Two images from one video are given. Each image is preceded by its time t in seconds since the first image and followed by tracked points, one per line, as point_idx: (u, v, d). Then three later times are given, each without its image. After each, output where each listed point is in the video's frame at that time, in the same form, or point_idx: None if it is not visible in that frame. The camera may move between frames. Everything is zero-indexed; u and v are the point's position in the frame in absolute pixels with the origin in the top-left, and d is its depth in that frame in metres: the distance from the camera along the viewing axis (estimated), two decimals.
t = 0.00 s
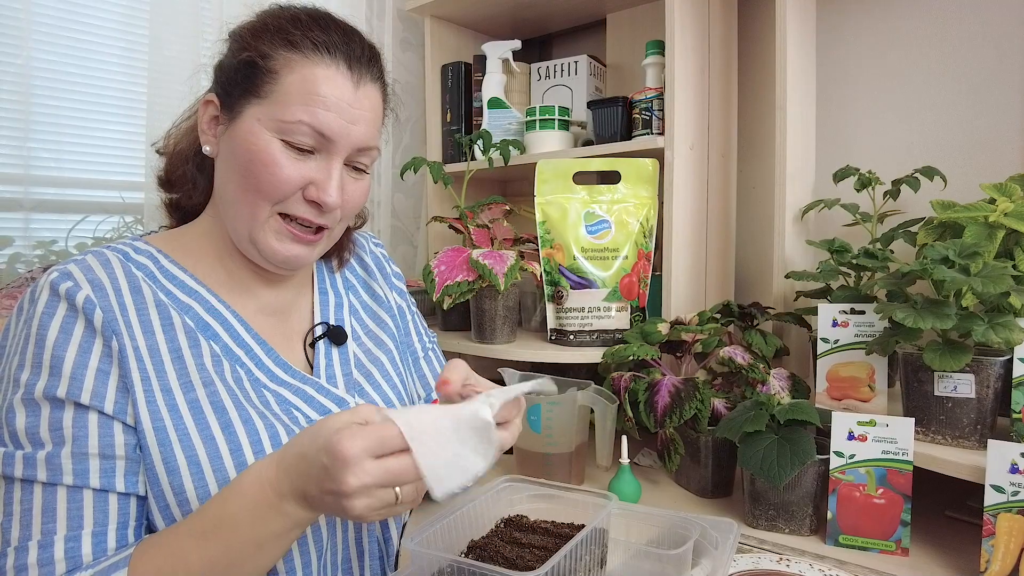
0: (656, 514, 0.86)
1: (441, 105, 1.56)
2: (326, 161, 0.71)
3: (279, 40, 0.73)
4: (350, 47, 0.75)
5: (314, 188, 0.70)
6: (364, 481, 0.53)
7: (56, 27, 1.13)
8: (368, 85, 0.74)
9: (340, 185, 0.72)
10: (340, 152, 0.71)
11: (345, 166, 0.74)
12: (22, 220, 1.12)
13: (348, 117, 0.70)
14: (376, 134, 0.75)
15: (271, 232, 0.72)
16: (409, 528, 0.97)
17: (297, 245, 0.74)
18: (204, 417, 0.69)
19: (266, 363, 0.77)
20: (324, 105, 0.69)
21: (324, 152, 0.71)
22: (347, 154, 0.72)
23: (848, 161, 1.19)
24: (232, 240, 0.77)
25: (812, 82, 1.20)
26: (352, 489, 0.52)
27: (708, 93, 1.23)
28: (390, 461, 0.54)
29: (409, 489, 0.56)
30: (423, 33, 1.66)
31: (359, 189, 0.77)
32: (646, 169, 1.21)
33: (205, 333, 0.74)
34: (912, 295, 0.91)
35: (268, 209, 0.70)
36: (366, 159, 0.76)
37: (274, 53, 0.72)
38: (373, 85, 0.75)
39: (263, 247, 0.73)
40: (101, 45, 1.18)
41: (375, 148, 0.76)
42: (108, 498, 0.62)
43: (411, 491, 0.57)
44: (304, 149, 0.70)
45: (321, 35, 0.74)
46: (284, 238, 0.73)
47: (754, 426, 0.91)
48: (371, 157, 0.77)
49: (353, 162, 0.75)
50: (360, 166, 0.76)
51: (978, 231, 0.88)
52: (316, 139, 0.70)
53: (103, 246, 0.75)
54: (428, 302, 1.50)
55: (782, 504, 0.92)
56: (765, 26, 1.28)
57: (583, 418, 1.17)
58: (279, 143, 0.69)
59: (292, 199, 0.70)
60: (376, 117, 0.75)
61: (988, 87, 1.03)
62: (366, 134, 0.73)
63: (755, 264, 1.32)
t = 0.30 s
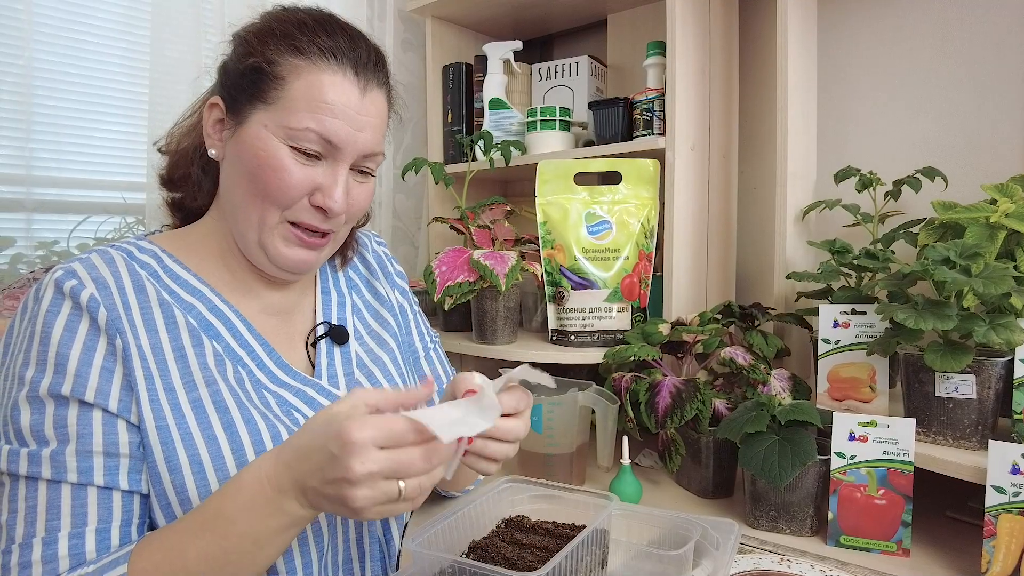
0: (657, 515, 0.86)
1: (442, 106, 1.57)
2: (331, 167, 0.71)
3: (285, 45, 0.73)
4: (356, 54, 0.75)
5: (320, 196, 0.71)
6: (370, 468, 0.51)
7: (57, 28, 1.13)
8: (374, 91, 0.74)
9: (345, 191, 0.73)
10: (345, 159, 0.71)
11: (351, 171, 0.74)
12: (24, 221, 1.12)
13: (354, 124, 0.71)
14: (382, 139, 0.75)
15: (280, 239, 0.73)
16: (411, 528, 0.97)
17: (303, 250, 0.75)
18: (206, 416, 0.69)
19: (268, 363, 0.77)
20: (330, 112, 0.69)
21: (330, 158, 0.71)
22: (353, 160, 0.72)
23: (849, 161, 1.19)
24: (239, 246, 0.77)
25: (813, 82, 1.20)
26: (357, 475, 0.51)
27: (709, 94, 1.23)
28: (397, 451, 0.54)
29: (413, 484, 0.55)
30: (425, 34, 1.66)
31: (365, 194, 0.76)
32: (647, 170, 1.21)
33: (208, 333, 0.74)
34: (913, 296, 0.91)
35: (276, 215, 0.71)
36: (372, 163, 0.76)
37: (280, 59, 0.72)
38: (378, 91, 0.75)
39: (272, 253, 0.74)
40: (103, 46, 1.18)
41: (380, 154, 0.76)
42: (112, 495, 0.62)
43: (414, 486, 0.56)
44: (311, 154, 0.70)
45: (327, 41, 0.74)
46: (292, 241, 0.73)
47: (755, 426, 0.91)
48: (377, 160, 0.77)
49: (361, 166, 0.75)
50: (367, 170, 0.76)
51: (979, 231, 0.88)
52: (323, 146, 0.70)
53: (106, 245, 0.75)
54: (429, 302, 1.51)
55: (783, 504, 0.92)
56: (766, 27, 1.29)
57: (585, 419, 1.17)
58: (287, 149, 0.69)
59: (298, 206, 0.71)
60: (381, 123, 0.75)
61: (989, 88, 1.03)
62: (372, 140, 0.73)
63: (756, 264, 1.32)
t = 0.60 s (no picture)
0: (658, 515, 0.86)
1: (443, 106, 1.57)
2: (338, 159, 0.71)
3: (286, 42, 0.73)
4: (357, 47, 0.75)
5: (327, 189, 0.71)
6: (389, 470, 0.53)
7: (59, 29, 1.13)
8: (375, 82, 0.75)
9: (352, 185, 0.72)
10: (351, 151, 0.71)
11: (357, 165, 0.74)
12: (26, 221, 1.12)
13: (358, 115, 0.71)
14: (386, 130, 0.76)
15: (287, 235, 0.73)
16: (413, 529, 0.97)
17: (309, 248, 0.74)
18: (213, 416, 0.69)
19: (272, 364, 0.77)
20: (335, 116, 0.69)
21: (336, 151, 0.71)
22: (359, 151, 0.72)
23: (850, 162, 1.19)
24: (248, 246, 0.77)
25: (814, 83, 1.20)
26: (377, 478, 0.53)
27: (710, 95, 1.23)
28: (416, 450, 0.55)
29: (432, 482, 0.56)
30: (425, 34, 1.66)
31: (372, 188, 0.77)
32: (648, 171, 1.22)
33: (213, 334, 0.74)
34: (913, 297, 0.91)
35: (283, 211, 0.71)
36: (377, 158, 0.76)
37: (280, 55, 0.72)
38: (379, 82, 0.75)
39: (278, 250, 0.73)
40: (104, 47, 1.18)
41: (385, 145, 0.76)
42: (127, 492, 0.63)
43: (434, 484, 0.57)
44: (316, 148, 0.70)
45: (327, 36, 0.74)
46: (295, 244, 0.73)
47: (755, 427, 0.91)
48: (382, 154, 0.77)
49: (366, 160, 0.75)
50: (372, 165, 0.76)
51: (980, 232, 0.88)
52: (328, 138, 0.70)
53: (111, 245, 0.75)
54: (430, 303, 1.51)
55: (783, 505, 0.92)
56: (766, 28, 1.29)
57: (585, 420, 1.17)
58: (291, 144, 0.69)
59: (306, 202, 0.71)
60: (383, 115, 0.75)
61: (989, 88, 1.03)
62: (377, 132, 0.73)
63: (757, 265, 1.32)
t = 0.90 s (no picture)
0: (658, 516, 0.86)
1: (444, 106, 1.57)
2: (340, 168, 0.71)
3: (297, 44, 0.74)
4: (369, 55, 0.75)
5: (329, 197, 0.70)
6: (392, 464, 0.54)
7: (60, 29, 1.14)
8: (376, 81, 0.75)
9: (353, 194, 0.72)
10: (355, 161, 0.71)
11: (360, 174, 0.74)
12: (27, 221, 1.12)
13: (365, 126, 0.70)
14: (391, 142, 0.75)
15: (290, 243, 0.73)
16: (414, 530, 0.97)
17: (309, 255, 0.75)
18: (214, 418, 0.70)
19: (274, 366, 0.78)
20: (341, 118, 0.69)
21: (340, 159, 0.71)
22: (362, 161, 0.72)
23: (850, 162, 1.19)
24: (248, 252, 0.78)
25: (815, 83, 1.20)
26: (378, 469, 0.53)
27: (711, 95, 1.23)
28: (420, 449, 0.56)
29: (431, 484, 0.57)
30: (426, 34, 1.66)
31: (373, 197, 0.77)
32: (649, 171, 1.22)
33: (215, 335, 0.74)
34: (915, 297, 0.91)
35: (287, 219, 0.71)
36: (381, 168, 0.76)
37: (292, 58, 0.72)
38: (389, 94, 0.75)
39: (280, 256, 0.74)
40: (106, 47, 1.18)
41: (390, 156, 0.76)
42: (130, 494, 0.63)
43: (432, 487, 0.57)
44: (318, 155, 0.70)
45: (340, 43, 0.74)
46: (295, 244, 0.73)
47: (756, 428, 0.91)
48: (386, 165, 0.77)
49: (369, 170, 0.75)
50: (375, 174, 0.76)
51: (980, 232, 0.88)
52: (331, 146, 0.70)
53: (113, 246, 0.75)
54: (432, 303, 1.51)
55: (783, 505, 0.93)
56: (767, 28, 1.29)
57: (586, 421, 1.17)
58: (294, 150, 0.69)
59: (307, 211, 0.71)
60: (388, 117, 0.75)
61: (990, 88, 1.03)
62: (382, 143, 0.73)
63: (758, 265, 1.32)
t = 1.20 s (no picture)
0: (658, 516, 0.86)
1: (444, 106, 1.57)
2: (343, 176, 0.71)
3: (302, 50, 0.73)
4: (372, 62, 0.75)
5: (331, 204, 0.71)
6: (386, 453, 0.54)
7: (61, 29, 1.14)
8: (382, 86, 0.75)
9: (356, 201, 0.72)
10: (358, 168, 0.71)
11: (363, 179, 0.74)
12: (28, 222, 1.12)
13: (368, 134, 0.70)
14: (394, 148, 0.75)
15: (293, 248, 0.73)
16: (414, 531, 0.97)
17: (313, 258, 0.75)
18: (216, 419, 0.69)
19: (275, 366, 0.78)
20: (345, 120, 0.69)
21: (343, 167, 0.71)
22: (365, 169, 0.72)
23: (851, 162, 1.19)
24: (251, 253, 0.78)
25: (816, 83, 1.20)
26: (374, 459, 0.53)
27: (712, 95, 1.23)
28: (415, 441, 0.56)
29: (426, 479, 0.56)
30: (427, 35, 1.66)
31: (375, 201, 0.77)
32: (650, 171, 1.22)
33: (216, 335, 0.74)
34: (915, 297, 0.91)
35: (288, 224, 0.71)
36: (384, 173, 0.76)
37: (296, 63, 0.72)
38: (394, 101, 0.75)
39: (284, 259, 0.74)
40: (106, 48, 1.19)
41: (394, 164, 0.76)
42: (133, 494, 0.63)
43: (428, 482, 0.57)
44: (322, 161, 0.70)
45: (345, 48, 0.74)
46: (299, 245, 0.73)
47: (756, 428, 0.91)
48: (389, 171, 0.77)
49: (372, 175, 0.75)
50: (378, 178, 0.76)
51: (982, 232, 0.88)
52: (335, 154, 0.70)
53: (115, 246, 0.75)
54: (432, 303, 1.51)
55: (784, 506, 0.92)
56: (767, 28, 1.29)
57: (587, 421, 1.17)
58: (297, 157, 0.69)
59: (309, 214, 0.71)
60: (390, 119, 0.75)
61: (990, 88, 1.03)
62: (385, 151, 0.73)
63: (759, 266, 1.32)
